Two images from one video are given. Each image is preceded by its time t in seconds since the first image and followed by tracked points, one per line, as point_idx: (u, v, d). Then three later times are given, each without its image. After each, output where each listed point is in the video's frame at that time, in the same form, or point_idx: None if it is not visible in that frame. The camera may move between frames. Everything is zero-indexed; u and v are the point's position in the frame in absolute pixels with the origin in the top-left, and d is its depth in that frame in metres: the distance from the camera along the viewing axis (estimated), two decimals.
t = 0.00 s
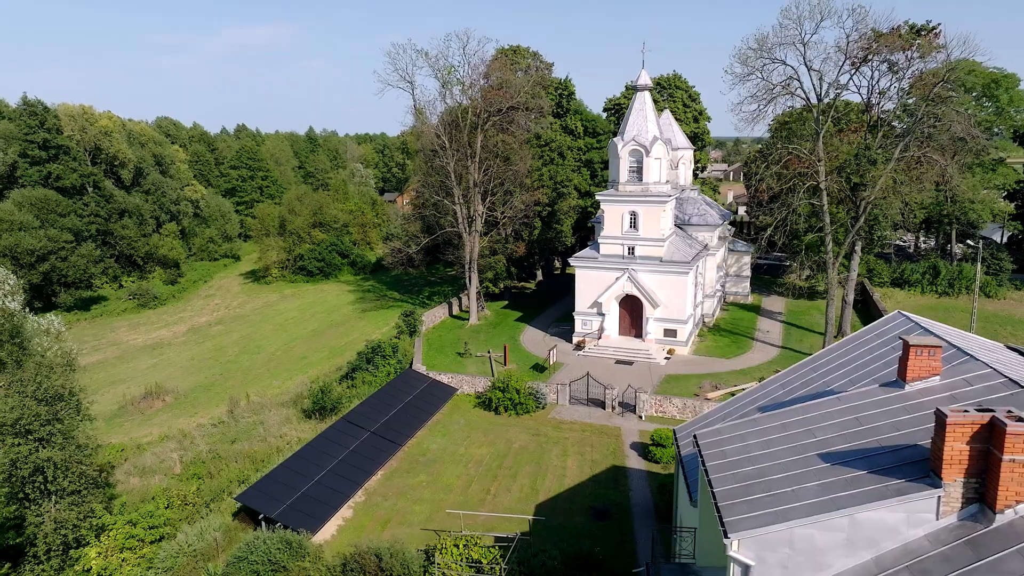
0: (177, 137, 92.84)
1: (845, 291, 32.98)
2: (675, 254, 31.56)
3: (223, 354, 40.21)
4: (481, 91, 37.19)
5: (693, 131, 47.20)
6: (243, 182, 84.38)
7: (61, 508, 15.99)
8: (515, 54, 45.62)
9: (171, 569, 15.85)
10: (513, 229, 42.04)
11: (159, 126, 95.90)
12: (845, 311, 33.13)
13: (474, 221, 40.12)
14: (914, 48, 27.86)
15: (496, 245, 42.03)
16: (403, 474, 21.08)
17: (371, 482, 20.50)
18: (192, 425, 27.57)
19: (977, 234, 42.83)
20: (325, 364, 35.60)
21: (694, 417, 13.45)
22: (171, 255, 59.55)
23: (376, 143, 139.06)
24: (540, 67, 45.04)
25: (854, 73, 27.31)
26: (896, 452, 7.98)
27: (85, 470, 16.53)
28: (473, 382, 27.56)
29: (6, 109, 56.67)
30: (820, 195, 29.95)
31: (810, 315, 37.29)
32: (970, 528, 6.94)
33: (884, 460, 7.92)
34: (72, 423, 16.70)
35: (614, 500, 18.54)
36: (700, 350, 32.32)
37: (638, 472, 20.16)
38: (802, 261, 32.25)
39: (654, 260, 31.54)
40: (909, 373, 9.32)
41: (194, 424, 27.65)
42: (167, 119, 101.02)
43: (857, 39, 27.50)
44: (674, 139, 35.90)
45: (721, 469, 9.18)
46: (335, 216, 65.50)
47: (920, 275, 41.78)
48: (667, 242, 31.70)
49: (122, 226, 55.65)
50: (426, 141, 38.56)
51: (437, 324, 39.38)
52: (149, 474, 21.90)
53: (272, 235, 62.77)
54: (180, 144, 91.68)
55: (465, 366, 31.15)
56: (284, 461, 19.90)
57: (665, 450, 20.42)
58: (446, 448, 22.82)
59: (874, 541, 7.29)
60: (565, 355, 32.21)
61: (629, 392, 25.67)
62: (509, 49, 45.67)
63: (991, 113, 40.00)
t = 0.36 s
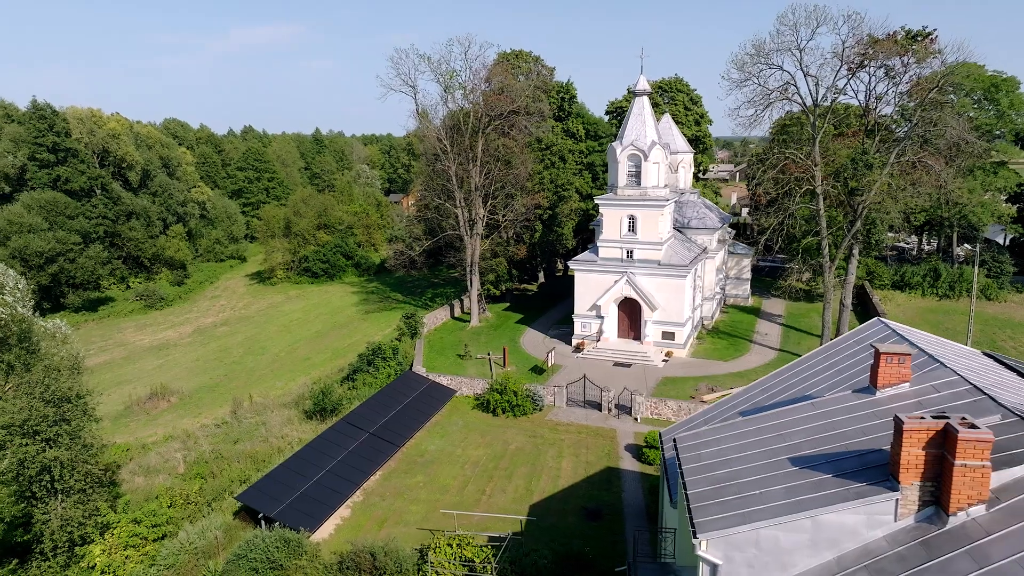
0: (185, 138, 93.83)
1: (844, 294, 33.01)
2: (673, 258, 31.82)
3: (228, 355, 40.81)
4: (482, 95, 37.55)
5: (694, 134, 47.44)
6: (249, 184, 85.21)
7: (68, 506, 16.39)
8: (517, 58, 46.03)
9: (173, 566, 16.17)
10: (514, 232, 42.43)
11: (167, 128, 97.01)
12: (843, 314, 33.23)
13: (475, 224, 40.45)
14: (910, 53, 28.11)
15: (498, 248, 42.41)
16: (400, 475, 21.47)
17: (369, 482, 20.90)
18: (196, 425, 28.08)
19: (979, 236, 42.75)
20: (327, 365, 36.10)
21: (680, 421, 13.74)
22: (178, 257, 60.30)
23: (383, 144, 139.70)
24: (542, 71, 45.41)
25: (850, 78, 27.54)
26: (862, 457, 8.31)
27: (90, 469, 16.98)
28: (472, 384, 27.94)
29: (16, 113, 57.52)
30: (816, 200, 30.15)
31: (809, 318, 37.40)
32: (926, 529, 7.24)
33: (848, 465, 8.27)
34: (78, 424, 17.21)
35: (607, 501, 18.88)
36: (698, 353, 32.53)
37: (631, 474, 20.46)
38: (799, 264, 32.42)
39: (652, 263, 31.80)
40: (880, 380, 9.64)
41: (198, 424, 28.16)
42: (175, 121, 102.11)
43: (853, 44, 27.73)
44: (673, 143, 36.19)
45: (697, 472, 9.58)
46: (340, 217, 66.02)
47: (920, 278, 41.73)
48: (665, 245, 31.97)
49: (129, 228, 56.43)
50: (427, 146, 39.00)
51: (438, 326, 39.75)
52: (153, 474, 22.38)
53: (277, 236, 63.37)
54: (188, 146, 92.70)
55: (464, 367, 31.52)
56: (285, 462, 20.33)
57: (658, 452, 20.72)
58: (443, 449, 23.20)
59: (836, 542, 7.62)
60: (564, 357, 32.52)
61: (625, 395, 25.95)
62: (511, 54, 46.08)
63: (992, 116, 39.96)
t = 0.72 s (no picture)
0: (193, 140, 94.76)
1: (842, 298, 33.13)
2: (671, 261, 32.11)
3: (234, 355, 41.41)
4: (484, 100, 37.89)
5: (695, 137, 47.68)
6: (256, 185, 86.00)
7: (75, 503, 16.99)
8: (519, 62, 46.40)
9: (177, 564, 16.82)
10: (516, 234, 42.86)
11: (175, 130, 97.97)
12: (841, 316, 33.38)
13: (477, 227, 40.86)
14: (907, 59, 28.28)
15: (500, 250, 42.85)
16: (400, 475, 21.88)
17: (369, 482, 21.33)
18: (201, 425, 28.61)
19: (981, 239, 42.69)
20: (330, 366, 36.62)
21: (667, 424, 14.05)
22: (185, 258, 61.07)
23: (389, 145, 140.29)
24: (544, 75, 45.78)
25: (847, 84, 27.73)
26: (831, 460, 8.65)
27: (98, 468, 17.62)
28: (471, 386, 28.34)
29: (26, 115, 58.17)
30: (813, 204, 30.36)
31: (808, 321, 37.58)
32: (887, 530, 7.58)
33: (817, 467, 8.62)
34: (86, 424, 17.72)
35: (600, 501, 19.25)
36: (696, 355, 32.79)
37: (625, 475, 20.80)
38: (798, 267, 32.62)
39: (651, 266, 32.10)
40: (854, 387, 9.99)
41: (203, 424, 28.69)
42: (184, 122, 103.09)
43: (850, 50, 27.89)
44: (673, 147, 36.51)
45: (676, 474, 9.95)
46: (345, 219, 66.56)
47: (921, 280, 41.81)
48: (663, 249, 32.30)
49: (138, 230, 57.31)
50: (430, 149, 39.43)
51: (441, 327, 40.15)
52: (158, 472, 22.92)
53: (283, 238, 63.98)
54: (196, 148, 93.62)
55: (465, 369, 31.93)
56: (286, 461, 20.77)
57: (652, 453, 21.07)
58: (442, 450, 23.61)
59: (803, 542, 7.96)
60: (563, 359, 32.86)
61: (622, 397, 26.27)
62: (514, 58, 46.46)
63: (993, 119, 39.95)
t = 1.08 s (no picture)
0: (201, 141, 95.72)
1: (840, 300, 33.47)
2: (670, 264, 32.39)
3: (240, 355, 42.07)
4: (487, 103, 38.19)
5: (698, 140, 47.97)
6: (264, 186, 86.85)
7: (84, 500, 17.57)
8: (523, 67, 46.89)
9: (182, 558, 17.34)
10: (518, 237, 43.62)
11: (184, 131, 99.03)
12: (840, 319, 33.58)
13: (480, 230, 41.31)
14: (904, 64, 28.54)
15: (502, 253, 43.47)
16: (400, 474, 22.33)
17: (370, 481, 21.80)
18: (207, 425, 29.19)
19: (983, 242, 42.69)
20: (334, 367, 37.17)
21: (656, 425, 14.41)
22: (193, 259, 61.88)
23: (396, 146, 141.02)
24: (547, 79, 46.17)
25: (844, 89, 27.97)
26: (804, 461, 9.00)
27: (106, 465, 18.18)
28: (472, 387, 28.79)
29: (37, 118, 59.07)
30: (810, 208, 30.61)
31: (808, 323, 37.78)
32: (853, 528, 7.94)
33: (789, 468, 8.99)
34: (95, 423, 18.26)
35: (595, 500, 19.63)
36: (695, 357, 33.10)
37: (621, 475, 21.19)
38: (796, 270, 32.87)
39: (651, 269, 32.41)
40: (830, 391, 10.35)
41: (210, 423, 29.27)
42: (193, 124, 104.20)
43: (848, 55, 28.15)
44: (673, 151, 36.89)
45: (657, 474, 10.37)
46: (351, 220, 67.15)
47: (922, 283, 41.91)
48: (663, 252, 32.63)
49: (146, 231, 58.32)
50: (433, 153, 39.93)
51: (444, 328, 40.59)
52: (166, 470, 23.49)
53: (290, 239, 64.65)
54: (204, 149, 94.59)
55: (466, 370, 32.36)
56: (290, 460, 21.26)
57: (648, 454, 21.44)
58: (442, 449, 24.05)
59: (774, 539, 8.33)
60: (563, 360, 33.26)
61: (620, 398, 26.64)
62: (518, 62, 46.93)
63: (994, 123, 40.02)
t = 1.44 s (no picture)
0: (210, 142, 96.69)
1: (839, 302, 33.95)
2: (670, 267, 32.70)
3: (246, 355, 42.73)
4: (490, 108, 38.71)
5: (700, 143, 48.14)
6: (272, 187, 87.68)
7: (94, 496, 18.16)
8: (527, 71, 47.33)
9: (187, 552, 17.89)
10: (521, 239, 43.85)
11: (193, 133, 100.04)
12: (840, 321, 33.77)
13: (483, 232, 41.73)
14: (903, 70, 28.82)
15: (505, 254, 43.86)
16: (401, 472, 22.80)
17: (371, 479, 22.28)
18: (213, 423, 29.78)
19: (985, 244, 42.66)
20: (339, 367, 37.70)
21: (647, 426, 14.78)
22: (201, 259, 62.68)
23: (403, 146, 141.65)
24: (551, 83, 46.54)
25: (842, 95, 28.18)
26: (780, 461, 9.37)
27: (115, 463, 18.76)
28: (473, 387, 29.26)
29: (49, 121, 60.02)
30: (809, 212, 30.86)
31: (809, 325, 37.98)
32: (823, 525, 8.31)
33: (765, 468, 9.36)
34: (105, 422, 18.84)
35: (591, 500, 19.97)
36: (695, 358, 33.40)
37: (617, 475, 21.57)
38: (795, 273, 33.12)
39: (651, 272, 32.75)
40: (809, 394, 10.74)
41: (216, 422, 29.86)
42: (202, 125, 105.29)
43: (846, 61, 28.36)
44: (674, 154, 37.25)
45: (642, 473, 10.76)
46: (357, 222, 67.71)
47: (924, 285, 42.01)
48: (663, 255, 32.94)
49: (155, 232, 59.19)
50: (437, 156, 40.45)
51: (447, 329, 40.98)
52: (173, 468, 24.05)
53: (296, 240, 65.30)
54: (213, 151, 95.57)
55: (468, 371, 32.79)
56: (293, 458, 21.77)
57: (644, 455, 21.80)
58: (443, 449, 24.48)
59: (749, 535, 8.70)
60: (564, 361, 33.67)
61: (618, 399, 27.03)
62: (522, 66, 47.42)
63: (997, 126, 40.03)
